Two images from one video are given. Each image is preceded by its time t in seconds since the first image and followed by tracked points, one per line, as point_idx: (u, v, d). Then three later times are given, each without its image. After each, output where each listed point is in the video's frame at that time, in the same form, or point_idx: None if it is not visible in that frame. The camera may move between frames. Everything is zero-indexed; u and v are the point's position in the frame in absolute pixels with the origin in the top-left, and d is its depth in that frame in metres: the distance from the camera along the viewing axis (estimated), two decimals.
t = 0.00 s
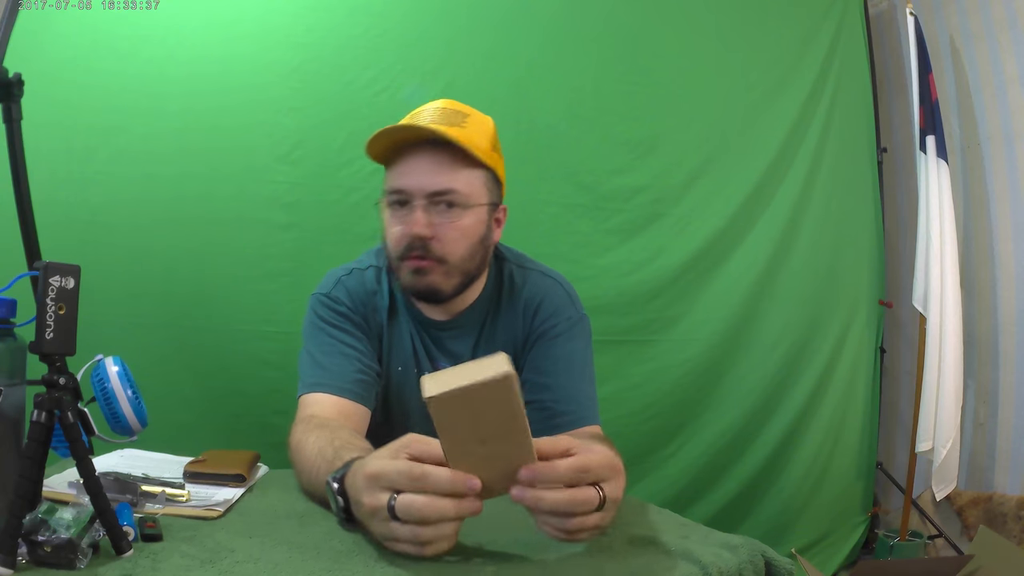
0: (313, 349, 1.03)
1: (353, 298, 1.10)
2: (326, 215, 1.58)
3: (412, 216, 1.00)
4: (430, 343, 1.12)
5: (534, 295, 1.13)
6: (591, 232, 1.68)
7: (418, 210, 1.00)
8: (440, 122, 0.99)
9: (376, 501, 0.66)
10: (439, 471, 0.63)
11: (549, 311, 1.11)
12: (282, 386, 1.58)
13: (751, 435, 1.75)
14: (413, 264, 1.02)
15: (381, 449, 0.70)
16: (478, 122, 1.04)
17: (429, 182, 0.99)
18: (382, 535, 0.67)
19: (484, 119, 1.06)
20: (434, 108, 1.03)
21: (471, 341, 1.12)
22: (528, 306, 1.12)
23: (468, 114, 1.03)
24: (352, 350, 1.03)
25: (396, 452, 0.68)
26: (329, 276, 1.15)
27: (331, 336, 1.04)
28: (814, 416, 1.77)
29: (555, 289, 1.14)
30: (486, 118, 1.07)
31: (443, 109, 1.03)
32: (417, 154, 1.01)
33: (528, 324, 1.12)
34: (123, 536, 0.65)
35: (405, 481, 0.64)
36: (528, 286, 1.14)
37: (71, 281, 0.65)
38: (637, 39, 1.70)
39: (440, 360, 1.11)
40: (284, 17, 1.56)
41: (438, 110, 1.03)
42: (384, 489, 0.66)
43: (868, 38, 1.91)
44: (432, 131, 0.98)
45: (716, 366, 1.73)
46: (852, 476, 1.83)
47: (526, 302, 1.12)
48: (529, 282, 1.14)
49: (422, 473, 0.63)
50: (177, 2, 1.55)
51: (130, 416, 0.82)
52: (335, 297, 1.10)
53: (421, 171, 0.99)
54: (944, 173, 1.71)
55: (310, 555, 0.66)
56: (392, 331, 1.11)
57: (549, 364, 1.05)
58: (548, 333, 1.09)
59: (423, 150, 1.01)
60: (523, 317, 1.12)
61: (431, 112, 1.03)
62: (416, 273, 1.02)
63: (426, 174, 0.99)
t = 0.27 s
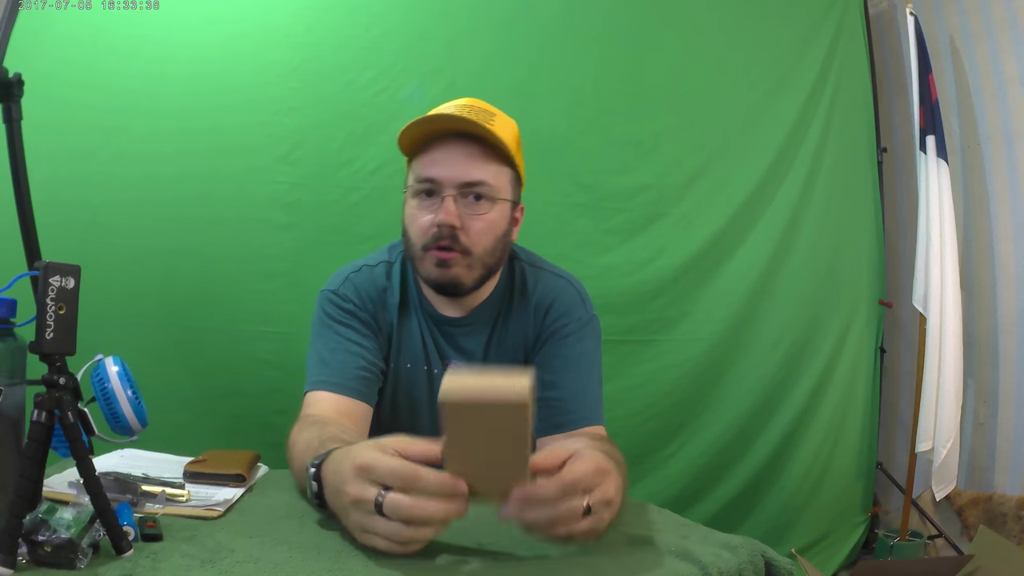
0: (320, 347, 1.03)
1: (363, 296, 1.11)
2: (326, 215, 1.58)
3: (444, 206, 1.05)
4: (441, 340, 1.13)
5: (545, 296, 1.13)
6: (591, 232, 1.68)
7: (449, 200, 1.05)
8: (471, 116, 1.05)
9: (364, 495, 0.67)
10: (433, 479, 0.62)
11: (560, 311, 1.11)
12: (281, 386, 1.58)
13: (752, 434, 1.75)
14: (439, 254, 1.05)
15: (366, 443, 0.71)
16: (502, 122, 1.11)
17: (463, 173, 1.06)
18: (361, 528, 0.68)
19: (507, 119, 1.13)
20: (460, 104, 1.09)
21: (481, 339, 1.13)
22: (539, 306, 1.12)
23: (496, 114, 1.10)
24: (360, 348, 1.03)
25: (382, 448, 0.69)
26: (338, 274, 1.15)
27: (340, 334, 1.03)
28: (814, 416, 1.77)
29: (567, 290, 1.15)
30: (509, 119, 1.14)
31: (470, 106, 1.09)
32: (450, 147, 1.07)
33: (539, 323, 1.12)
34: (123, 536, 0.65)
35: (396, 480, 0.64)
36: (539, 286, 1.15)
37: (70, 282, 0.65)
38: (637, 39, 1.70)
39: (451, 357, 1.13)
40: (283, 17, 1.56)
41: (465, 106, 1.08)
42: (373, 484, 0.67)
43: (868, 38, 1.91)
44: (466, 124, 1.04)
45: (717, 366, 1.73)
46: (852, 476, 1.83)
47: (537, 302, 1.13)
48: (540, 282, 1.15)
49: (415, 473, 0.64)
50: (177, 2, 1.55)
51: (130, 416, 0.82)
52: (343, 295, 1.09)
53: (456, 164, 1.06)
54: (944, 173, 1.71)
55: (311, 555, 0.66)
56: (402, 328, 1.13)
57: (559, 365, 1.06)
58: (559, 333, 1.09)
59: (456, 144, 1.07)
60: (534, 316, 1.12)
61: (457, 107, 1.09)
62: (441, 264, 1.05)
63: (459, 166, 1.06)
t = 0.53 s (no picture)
0: (329, 345, 1.03)
1: (373, 296, 1.13)
2: (326, 215, 1.58)
3: (453, 205, 1.08)
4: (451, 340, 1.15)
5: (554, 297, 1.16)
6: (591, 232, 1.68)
7: (458, 200, 1.08)
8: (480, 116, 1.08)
9: (352, 511, 0.65)
10: (421, 476, 0.64)
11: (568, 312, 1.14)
12: (281, 386, 1.58)
13: (753, 435, 1.75)
14: (447, 255, 1.08)
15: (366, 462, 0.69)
16: (512, 120, 1.14)
17: (472, 174, 1.09)
18: (346, 542, 0.66)
19: (517, 117, 1.15)
20: (471, 102, 1.12)
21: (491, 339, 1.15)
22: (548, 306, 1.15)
23: (505, 113, 1.13)
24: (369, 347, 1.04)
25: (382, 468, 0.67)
26: (349, 273, 1.17)
27: (350, 333, 1.05)
28: (815, 415, 1.77)
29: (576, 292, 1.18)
30: (519, 117, 1.17)
31: (480, 103, 1.12)
32: (458, 148, 1.11)
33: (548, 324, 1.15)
34: (122, 536, 0.65)
35: (387, 503, 0.63)
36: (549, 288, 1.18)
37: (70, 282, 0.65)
38: (637, 38, 1.70)
39: (460, 356, 1.14)
40: (283, 17, 1.56)
41: (475, 104, 1.12)
42: (362, 504, 0.65)
43: (868, 38, 1.91)
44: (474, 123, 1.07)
45: (717, 366, 1.73)
46: (852, 476, 1.83)
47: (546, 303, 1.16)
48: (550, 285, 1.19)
49: (406, 497, 0.63)
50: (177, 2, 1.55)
51: (130, 417, 0.82)
52: (354, 295, 1.11)
53: (465, 165, 1.09)
54: (944, 173, 1.71)
55: (310, 555, 0.66)
56: (412, 328, 1.14)
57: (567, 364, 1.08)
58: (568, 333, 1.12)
59: (465, 145, 1.11)
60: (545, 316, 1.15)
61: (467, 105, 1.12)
62: (448, 264, 1.08)
63: (467, 167, 1.09)
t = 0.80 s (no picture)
0: (330, 345, 1.03)
1: (374, 296, 1.13)
2: (326, 215, 1.58)
3: (452, 209, 1.09)
4: (451, 340, 1.15)
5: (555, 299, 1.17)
6: (591, 232, 1.68)
7: (457, 203, 1.09)
8: (480, 118, 1.08)
9: (377, 506, 0.67)
10: (442, 483, 0.66)
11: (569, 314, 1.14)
12: (282, 386, 1.58)
13: (754, 435, 1.75)
14: (446, 256, 1.08)
15: (401, 464, 0.71)
16: (513, 122, 1.14)
17: (470, 177, 1.09)
18: (359, 536, 0.67)
19: (518, 120, 1.15)
20: (473, 105, 1.12)
21: (492, 340, 1.15)
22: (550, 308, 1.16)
23: (505, 116, 1.13)
24: (369, 347, 1.04)
25: (415, 471, 0.69)
26: (351, 273, 1.17)
27: (351, 333, 1.04)
28: (816, 415, 1.77)
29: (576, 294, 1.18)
30: (520, 120, 1.17)
31: (480, 106, 1.12)
32: (457, 151, 1.11)
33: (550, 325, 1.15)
34: (123, 535, 0.65)
35: (414, 506, 0.64)
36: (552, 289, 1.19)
37: (71, 281, 0.65)
38: (637, 39, 1.70)
39: (459, 357, 1.14)
40: (283, 17, 1.56)
41: (475, 107, 1.12)
42: (389, 501, 0.67)
43: (868, 38, 1.91)
44: (473, 126, 1.07)
45: (718, 366, 1.73)
46: (853, 476, 1.83)
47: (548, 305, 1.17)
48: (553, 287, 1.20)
49: (434, 506, 0.64)
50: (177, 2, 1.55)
51: (130, 416, 0.82)
52: (355, 295, 1.11)
53: (464, 168, 1.09)
54: (944, 174, 1.71)
55: (311, 555, 0.66)
56: (412, 328, 1.14)
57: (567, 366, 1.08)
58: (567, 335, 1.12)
59: (464, 148, 1.11)
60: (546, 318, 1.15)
61: (466, 107, 1.12)
62: (447, 265, 1.08)
63: (467, 170, 1.09)
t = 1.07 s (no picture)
0: (328, 345, 1.03)
1: (371, 297, 1.13)
2: (326, 215, 1.58)
3: (448, 212, 1.09)
4: (448, 340, 1.14)
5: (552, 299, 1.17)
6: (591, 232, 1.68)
7: (454, 206, 1.09)
8: (477, 121, 1.08)
9: (387, 505, 0.67)
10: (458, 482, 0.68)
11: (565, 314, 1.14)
12: (282, 386, 1.58)
13: (753, 435, 1.75)
14: (443, 259, 1.08)
15: (410, 467, 0.72)
16: (510, 124, 1.13)
17: (467, 180, 1.09)
18: (364, 535, 0.67)
19: (516, 121, 1.15)
20: (470, 106, 1.12)
21: (489, 340, 1.15)
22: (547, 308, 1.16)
23: (502, 118, 1.12)
24: (367, 347, 1.04)
25: (426, 475, 0.70)
26: (348, 273, 1.17)
27: (348, 333, 1.04)
28: (815, 415, 1.77)
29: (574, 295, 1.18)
30: (518, 121, 1.16)
31: (478, 107, 1.12)
32: (455, 153, 1.11)
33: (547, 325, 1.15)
34: (123, 535, 0.65)
35: (428, 506, 0.65)
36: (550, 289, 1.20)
37: (71, 281, 0.65)
38: (637, 39, 1.70)
39: (456, 356, 1.13)
40: (284, 17, 1.56)
41: (473, 108, 1.11)
42: (401, 501, 0.67)
43: (868, 39, 1.91)
44: (471, 129, 1.07)
45: (717, 366, 1.73)
46: (853, 476, 1.83)
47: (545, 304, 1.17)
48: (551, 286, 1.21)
49: (447, 507, 0.65)
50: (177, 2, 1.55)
51: (130, 416, 0.82)
52: (352, 295, 1.11)
53: (461, 170, 1.09)
54: (944, 174, 1.71)
55: (311, 555, 0.66)
56: (410, 328, 1.14)
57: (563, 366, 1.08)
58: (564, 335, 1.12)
59: (461, 150, 1.11)
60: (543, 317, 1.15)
61: (463, 109, 1.12)
62: (443, 268, 1.08)
63: (464, 173, 1.09)
